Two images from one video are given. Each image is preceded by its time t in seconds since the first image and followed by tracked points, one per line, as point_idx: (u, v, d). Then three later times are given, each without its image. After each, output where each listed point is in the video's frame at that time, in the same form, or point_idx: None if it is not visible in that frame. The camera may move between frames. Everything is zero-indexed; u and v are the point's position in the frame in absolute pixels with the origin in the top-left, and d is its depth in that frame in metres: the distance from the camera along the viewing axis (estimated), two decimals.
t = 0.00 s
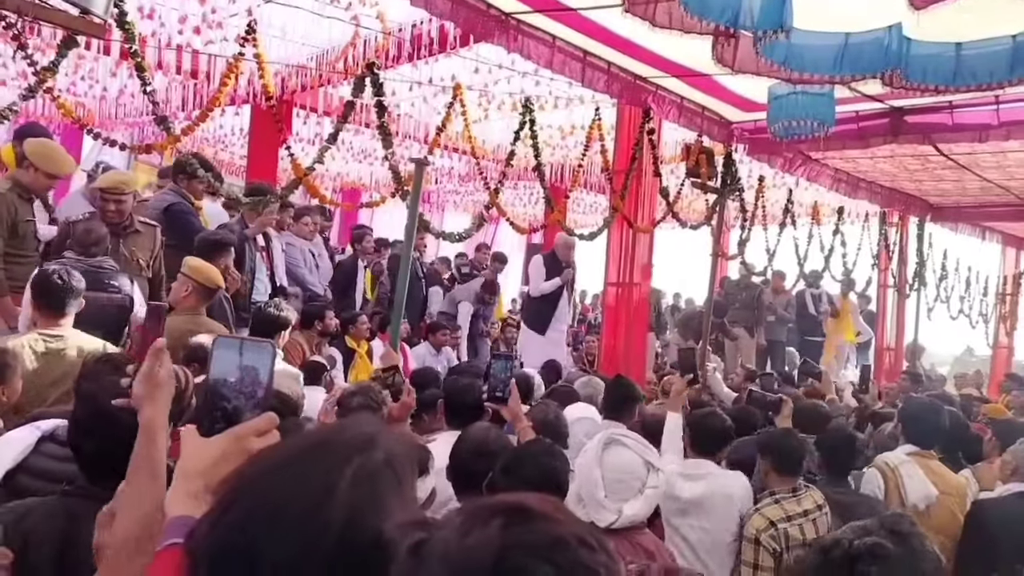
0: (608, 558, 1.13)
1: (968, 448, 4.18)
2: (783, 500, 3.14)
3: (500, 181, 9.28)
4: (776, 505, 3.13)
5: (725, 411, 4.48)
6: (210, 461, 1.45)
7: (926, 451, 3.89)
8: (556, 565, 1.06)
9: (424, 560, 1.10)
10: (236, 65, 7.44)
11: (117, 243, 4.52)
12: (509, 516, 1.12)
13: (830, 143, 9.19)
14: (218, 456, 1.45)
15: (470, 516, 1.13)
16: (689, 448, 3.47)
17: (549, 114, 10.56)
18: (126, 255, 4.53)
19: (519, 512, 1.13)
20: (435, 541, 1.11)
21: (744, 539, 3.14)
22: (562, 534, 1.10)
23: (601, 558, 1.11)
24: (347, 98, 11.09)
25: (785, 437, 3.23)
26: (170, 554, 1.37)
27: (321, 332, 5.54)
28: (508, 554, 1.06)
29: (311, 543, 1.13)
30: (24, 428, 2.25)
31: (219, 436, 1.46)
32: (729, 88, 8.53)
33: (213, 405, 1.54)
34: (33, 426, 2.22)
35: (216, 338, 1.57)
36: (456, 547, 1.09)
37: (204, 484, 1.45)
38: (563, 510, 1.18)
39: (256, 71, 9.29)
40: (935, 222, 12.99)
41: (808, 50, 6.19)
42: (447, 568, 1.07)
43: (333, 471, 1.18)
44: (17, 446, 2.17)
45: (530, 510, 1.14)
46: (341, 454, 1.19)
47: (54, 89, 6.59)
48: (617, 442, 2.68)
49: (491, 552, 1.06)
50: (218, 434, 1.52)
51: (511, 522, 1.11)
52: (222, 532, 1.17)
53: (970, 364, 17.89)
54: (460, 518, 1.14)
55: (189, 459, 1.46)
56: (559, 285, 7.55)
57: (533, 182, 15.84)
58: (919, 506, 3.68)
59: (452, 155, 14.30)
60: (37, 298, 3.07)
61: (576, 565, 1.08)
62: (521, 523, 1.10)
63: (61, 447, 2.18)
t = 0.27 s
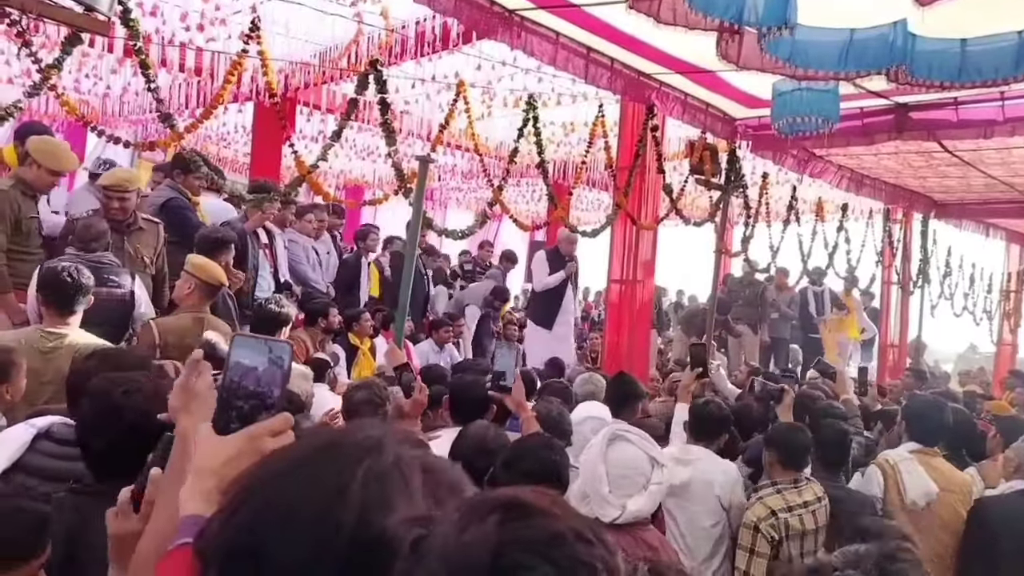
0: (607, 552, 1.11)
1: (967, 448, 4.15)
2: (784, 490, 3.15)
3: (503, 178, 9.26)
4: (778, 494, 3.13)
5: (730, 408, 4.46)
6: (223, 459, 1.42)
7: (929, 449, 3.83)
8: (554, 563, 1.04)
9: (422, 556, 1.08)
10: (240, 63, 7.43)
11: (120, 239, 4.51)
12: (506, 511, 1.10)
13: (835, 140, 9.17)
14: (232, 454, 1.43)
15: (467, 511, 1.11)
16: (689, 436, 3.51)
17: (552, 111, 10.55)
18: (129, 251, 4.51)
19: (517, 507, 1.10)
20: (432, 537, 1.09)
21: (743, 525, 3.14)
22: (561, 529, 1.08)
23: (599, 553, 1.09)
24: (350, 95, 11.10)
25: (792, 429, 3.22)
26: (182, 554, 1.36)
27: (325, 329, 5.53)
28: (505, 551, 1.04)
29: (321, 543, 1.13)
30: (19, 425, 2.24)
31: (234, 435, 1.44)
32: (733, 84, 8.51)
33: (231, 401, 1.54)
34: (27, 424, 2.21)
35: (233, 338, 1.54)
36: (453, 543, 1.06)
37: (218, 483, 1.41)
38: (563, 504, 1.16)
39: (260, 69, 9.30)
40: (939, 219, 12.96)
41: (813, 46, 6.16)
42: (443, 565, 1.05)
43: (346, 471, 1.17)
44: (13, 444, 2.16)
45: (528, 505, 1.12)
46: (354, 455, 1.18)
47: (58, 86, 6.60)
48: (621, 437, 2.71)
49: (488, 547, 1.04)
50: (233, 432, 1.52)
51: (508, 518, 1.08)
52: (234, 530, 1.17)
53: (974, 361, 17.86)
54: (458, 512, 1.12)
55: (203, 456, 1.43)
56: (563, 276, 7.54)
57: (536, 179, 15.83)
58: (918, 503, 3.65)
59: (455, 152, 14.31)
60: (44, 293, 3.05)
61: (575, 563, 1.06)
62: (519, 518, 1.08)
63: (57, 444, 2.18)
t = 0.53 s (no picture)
0: (594, 537, 1.16)
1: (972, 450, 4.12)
2: (795, 484, 3.15)
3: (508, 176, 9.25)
4: (789, 488, 3.14)
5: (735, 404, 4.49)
6: (237, 464, 1.44)
7: (942, 447, 3.78)
8: (545, 550, 1.09)
9: (416, 546, 1.12)
10: (244, 61, 7.43)
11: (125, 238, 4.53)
12: (497, 501, 1.16)
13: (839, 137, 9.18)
14: (245, 458, 1.45)
15: (461, 502, 1.17)
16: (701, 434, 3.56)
17: (557, 108, 10.55)
18: (134, 250, 4.53)
19: (508, 498, 1.16)
20: (427, 529, 1.13)
21: (755, 519, 3.14)
22: (550, 517, 1.13)
23: (587, 539, 1.15)
24: (355, 94, 11.12)
25: (804, 423, 3.21)
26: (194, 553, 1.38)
27: (330, 328, 5.53)
28: (496, 539, 1.08)
29: (340, 535, 1.12)
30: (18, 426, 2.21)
31: (247, 440, 1.47)
32: (737, 82, 8.53)
33: (240, 407, 1.58)
34: (25, 425, 2.17)
35: (245, 343, 1.62)
36: (447, 534, 1.11)
37: (231, 488, 1.43)
38: (553, 495, 1.23)
39: (265, 67, 9.32)
40: (943, 216, 12.96)
41: (817, 44, 6.17)
42: (438, 555, 1.09)
43: (363, 469, 1.19)
44: (10, 445, 2.13)
45: (517, 496, 1.17)
46: (369, 455, 1.21)
47: (63, 85, 6.61)
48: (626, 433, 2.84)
49: (480, 536, 1.09)
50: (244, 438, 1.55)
51: (498, 508, 1.14)
52: (253, 528, 1.16)
53: (978, 358, 17.87)
54: (452, 504, 1.17)
55: (215, 461, 1.44)
56: (568, 274, 7.56)
57: (540, 177, 15.84)
58: (935, 503, 3.62)
59: (459, 150, 14.33)
60: (49, 292, 3.06)
61: (564, 549, 1.10)
62: (509, 508, 1.14)
63: (54, 445, 2.12)
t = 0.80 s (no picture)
0: (579, 534, 1.14)
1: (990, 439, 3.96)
2: (795, 484, 3.17)
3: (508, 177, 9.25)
4: (789, 488, 3.15)
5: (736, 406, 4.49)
6: (251, 465, 1.50)
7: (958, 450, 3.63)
8: (528, 547, 1.07)
9: (401, 541, 1.12)
10: (246, 63, 7.45)
11: (127, 238, 4.55)
12: (481, 498, 1.13)
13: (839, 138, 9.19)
14: (259, 461, 1.50)
15: (446, 498, 1.15)
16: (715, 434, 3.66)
17: (557, 109, 10.58)
18: (135, 251, 4.56)
19: (491, 494, 1.13)
20: (413, 525, 1.12)
21: (755, 519, 3.13)
22: (533, 514, 1.11)
23: (571, 536, 1.12)
24: (356, 94, 11.14)
25: (805, 426, 3.28)
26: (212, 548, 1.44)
27: (332, 330, 5.53)
28: (479, 535, 1.07)
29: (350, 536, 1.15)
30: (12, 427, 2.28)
31: (261, 443, 1.52)
32: (737, 83, 8.54)
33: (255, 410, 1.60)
34: (21, 426, 2.25)
35: (262, 350, 1.64)
36: (431, 530, 1.10)
37: (244, 490, 1.49)
38: (538, 490, 1.20)
39: (266, 68, 9.34)
40: (944, 216, 12.97)
41: (817, 46, 6.18)
42: (422, 552, 1.08)
43: (379, 472, 1.21)
44: (7, 446, 2.21)
45: (500, 492, 1.14)
46: (387, 457, 1.22)
47: (65, 86, 6.63)
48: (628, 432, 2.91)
49: (462, 533, 1.08)
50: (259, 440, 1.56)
51: (482, 504, 1.11)
52: (270, 521, 1.20)
53: (979, 358, 17.88)
54: (437, 500, 1.16)
55: (231, 462, 1.51)
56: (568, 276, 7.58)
57: (541, 178, 15.86)
58: (956, 504, 3.50)
59: (460, 151, 14.35)
60: (50, 293, 3.09)
61: (545, 546, 1.08)
62: (494, 504, 1.11)
63: (50, 446, 2.21)
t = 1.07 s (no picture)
0: (588, 524, 1.13)
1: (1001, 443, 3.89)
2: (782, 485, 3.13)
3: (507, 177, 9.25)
4: (776, 489, 3.11)
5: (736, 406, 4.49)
6: (244, 453, 1.45)
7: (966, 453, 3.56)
8: (538, 536, 1.07)
9: (414, 530, 1.14)
10: (244, 63, 7.43)
11: (127, 238, 4.55)
12: (492, 488, 1.12)
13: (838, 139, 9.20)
14: (251, 448, 1.46)
15: (457, 488, 1.15)
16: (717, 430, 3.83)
17: (556, 109, 10.57)
18: (135, 250, 4.55)
19: (502, 483, 1.13)
20: (424, 511, 1.15)
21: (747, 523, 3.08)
22: (543, 504, 1.10)
23: (580, 526, 1.11)
24: (355, 95, 11.14)
25: (790, 425, 3.28)
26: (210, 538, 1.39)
27: (331, 330, 5.52)
28: (490, 523, 1.07)
29: (352, 502, 1.21)
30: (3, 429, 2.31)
31: (253, 431, 1.47)
32: (736, 84, 8.54)
33: (248, 400, 1.53)
34: (12, 427, 2.28)
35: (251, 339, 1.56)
36: (441, 519, 1.11)
37: (238, 477, 1.44)
38: (548, 480, 1.19)
39: (265, 68, 9.34)
40: (942, 218, 12.98)
41: (816, 47, 6.18)
42: (432, 539, 1.10)
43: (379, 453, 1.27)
44: (0, 446, 2.24)
45: (511, 482, 1.14)
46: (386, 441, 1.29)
47: (64, 86, 6.63)
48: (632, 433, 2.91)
49: (474, 520, 1.08)
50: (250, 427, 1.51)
51: (493, 494, 1.11)
52: (273, 502, 1.26)
53: (977, 359, 17.91)
54: (448, 490, 1.16)
55: (221, 451, 1.46)
56: (566, 276, 7.58)
57: (539, 178, 15.86)
58: (965, 510, 3.41)
59: (459, 151, 14.34)
60: (47, 292, 3.10)
61: (556, 536, 1.08)
62: (504, 493, 1.11)
63: (43, 446, 2.23)
